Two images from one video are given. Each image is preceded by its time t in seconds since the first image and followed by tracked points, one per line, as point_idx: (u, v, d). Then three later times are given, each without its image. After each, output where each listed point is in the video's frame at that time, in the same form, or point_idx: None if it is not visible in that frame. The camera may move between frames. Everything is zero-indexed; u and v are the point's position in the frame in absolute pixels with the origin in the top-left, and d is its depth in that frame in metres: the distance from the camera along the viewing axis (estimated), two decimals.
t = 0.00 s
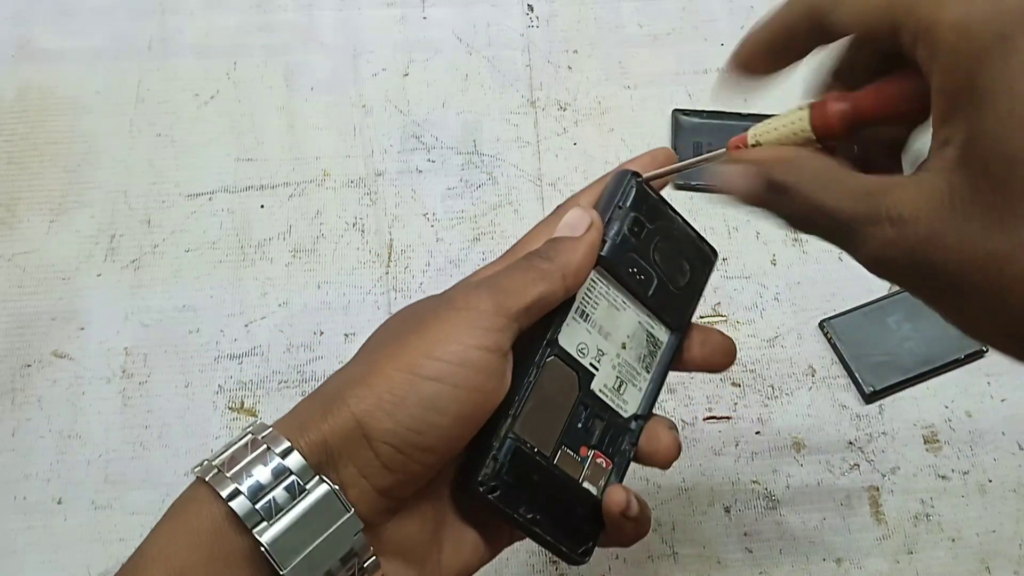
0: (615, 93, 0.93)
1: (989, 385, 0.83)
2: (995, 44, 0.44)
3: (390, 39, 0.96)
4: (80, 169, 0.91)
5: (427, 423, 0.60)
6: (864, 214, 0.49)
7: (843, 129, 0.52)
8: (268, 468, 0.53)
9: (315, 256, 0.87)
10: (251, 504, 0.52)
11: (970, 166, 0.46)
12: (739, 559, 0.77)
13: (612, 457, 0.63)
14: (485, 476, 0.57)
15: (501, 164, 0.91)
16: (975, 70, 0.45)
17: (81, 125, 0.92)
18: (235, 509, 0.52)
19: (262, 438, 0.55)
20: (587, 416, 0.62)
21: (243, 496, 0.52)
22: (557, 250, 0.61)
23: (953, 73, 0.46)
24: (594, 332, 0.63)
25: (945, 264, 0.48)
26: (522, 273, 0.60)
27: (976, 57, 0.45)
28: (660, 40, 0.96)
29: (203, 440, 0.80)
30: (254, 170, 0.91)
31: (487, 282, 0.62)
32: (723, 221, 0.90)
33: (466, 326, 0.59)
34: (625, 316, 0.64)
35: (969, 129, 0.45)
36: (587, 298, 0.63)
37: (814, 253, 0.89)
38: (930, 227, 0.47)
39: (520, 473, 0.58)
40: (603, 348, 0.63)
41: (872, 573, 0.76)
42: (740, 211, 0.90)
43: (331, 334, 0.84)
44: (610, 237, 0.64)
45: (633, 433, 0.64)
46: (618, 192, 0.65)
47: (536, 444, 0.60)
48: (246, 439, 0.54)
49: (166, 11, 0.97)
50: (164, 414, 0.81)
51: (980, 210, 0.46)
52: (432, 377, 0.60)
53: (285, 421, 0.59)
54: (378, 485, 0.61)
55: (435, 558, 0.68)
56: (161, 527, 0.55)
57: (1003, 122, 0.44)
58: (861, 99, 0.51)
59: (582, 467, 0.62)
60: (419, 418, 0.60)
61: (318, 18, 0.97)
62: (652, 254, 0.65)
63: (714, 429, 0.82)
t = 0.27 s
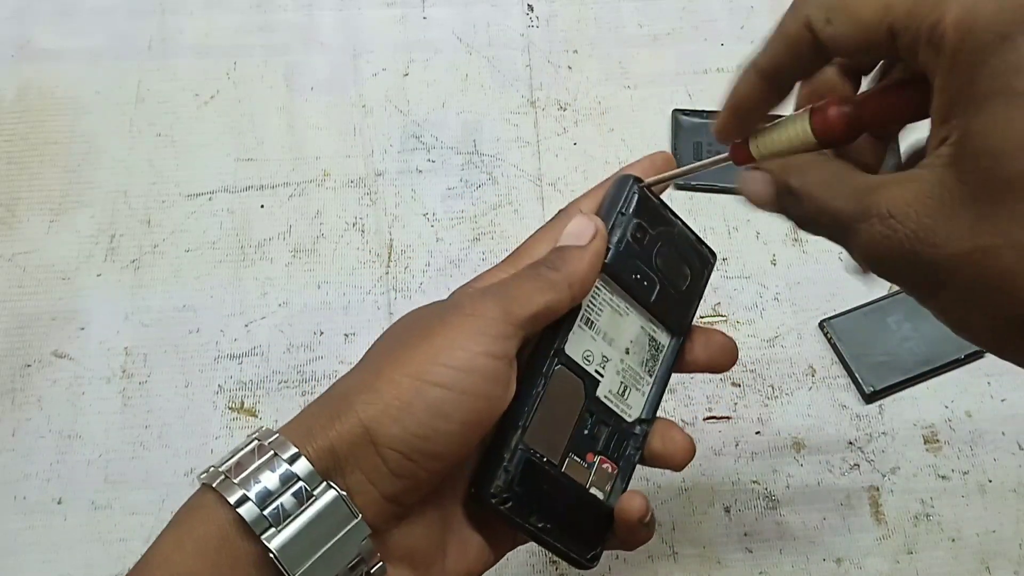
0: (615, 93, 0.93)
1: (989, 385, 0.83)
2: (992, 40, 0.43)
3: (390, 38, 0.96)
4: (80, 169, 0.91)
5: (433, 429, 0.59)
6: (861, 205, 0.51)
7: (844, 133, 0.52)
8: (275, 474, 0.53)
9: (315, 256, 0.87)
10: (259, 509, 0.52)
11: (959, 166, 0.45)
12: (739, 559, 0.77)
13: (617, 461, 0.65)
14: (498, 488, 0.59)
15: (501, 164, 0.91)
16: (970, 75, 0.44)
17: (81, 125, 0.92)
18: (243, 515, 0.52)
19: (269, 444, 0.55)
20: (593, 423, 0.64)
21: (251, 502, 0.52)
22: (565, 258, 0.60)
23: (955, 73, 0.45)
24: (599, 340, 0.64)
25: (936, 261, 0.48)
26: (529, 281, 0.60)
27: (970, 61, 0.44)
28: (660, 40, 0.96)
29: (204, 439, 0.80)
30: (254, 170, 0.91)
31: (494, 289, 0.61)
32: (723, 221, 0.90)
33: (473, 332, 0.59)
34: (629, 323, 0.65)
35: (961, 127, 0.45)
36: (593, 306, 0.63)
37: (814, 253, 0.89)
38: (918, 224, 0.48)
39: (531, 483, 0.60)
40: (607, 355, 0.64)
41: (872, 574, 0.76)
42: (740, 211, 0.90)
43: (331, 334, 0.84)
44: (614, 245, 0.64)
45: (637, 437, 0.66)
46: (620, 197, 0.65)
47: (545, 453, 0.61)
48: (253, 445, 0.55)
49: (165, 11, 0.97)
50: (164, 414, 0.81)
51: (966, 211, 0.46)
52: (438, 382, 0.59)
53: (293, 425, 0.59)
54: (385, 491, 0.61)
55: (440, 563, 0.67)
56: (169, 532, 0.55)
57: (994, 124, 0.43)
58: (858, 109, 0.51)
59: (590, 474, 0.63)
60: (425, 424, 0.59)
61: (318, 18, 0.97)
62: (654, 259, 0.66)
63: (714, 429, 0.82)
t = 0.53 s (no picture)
0: (615, 93, 0.93)
1: (989, 386, 0.83)
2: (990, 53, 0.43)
3: (390, 38, 0.96)
4: (80, 169, 0.91)
5: (421, 421, 0.59)
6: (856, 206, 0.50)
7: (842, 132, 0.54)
8: (261, 465, 0.53)
9: (315, 256, 0.87)
10: (246, 500, 0.52)
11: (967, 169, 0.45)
12: (739, 559, 0.77)
13: (604, 451, 0.66)
14: (488, 485, 0.60)
15: (501, 164, 0.91)
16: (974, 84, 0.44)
17: (81, 125, 0.92)
18: (229, 506, 0.52)
19: (256, 435, 0.55)
20: (581, 413, 0.65)
21: (237, 493, 0.52)
22: (554, 253, 0.60)
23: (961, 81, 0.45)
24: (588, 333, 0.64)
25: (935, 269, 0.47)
26: (518, 275, 0.60)
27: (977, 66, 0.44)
28: (660, 40, 0.96)
29: (204, 439, 0.80)
30: (254, 170, 0.91)
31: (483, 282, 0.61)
32: (723, 221, 0.90)
33: (461, 325, 0.59)
34: (617, 315, 0.66)
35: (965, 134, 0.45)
36: (582, 300, 0.64)
37: (814, 253, 0.89)
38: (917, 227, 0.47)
39: (521, 478, 0.61)
40: (596, 347, 0.65)
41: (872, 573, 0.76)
42: (740, 211, 0.90)
43: (331, 334, 0.84)
44: (604, 237, 0.64)
45: (623, 426, 0.67)
46: (608, 189, 0.66)
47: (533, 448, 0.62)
48: (239, 436, 0.55)
49: (165, 11, 0.97)
50: (164, 414, 0.81)
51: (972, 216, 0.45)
52: (426, 375, 0.59)
53: (280, 416, 0.59)
54: (370, 483, 0.61)
55: (427, 553, 0.68)
56: (154, 524, 0.54)
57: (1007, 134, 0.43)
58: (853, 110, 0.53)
59: (576, 464, 0.64)
60: (413, 416, 0.59)
61: (318, 18, 0.97)
62: (644, 252, 0.66)
63: (714, 429, 0.82)
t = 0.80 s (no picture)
0: (615, 93, 0.93)
1: (989, 386, 0.83)
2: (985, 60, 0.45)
3: (390, 38, 0.96)
4: (80, 169, 0.91)
5: (423, 416, 0.59)
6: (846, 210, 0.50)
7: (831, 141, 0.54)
8: (263, 462, 0.54)
9: (315, 257, 0.87)
10: (248, 497, 0.53)
11: (957, 174, 0.46)
12: (739, 559, 0.77)
13: (602, 442, 0.67)
14: (490, 482, 0.61)
15: (501, 164, 0.91)
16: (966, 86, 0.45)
17: (81, 125, 0.92)
18: (233, 503, 0.52)
19: (257, 432, 0.55)
20: (578, 407, 0.65)
21: (240, 490, 0.53)
22: (550, 249, 0.61)
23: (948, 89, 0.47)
24: (583, 326, 0.65)
25: (930, 270, 0.48)
26: (516, 271, 0.60)
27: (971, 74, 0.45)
28: (660, 40, 0.96)
29: (204, 440, 0.80)
30: (254, 170, 0.91)
31: (479, 277, 0.61)
32: (723, 221, 0.90)
33: (460, 319, 0.59)
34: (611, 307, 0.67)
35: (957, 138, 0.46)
36: (576, 294, 0.65)
37: (814, 253, 0.89)
38: (911, 229, 0.47)
39: (522, 475, 0.62)
40: (592, 340, 0.66)
41: (872, 574, 0.76)
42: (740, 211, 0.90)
43: (332, 334, 0.84)
44: (596, 231, 0.66)
45: (621, 417, 0.68)
46: (600, 183, 0.66)
47: (534, 443, 0.63)
48: (240, 433, 0.55)
49: (165, 11, 0.97)
50: (164, 414, 0.81)
51: (964, 217, 0.45)
52: (427, 370, 0.59)
53: (278, 414, 0.59)
54: (374, 479, 0.61)
55: (428, 547, 0.68)
56: (157, 521, 0.55)
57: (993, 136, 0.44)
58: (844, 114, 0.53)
59: (576, 456, 0.65)
60: (415, 412, 0.59)
61: (318, 18, 0.97)
62: (636, 242, 0.67)
63: (714, 429, 0.82)
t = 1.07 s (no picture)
0: (615, 93, 0.93)
1: (990, 386, 0.83)
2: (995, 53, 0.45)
3: (391, 38, 0.96)
4: (80, 169, 0.91)
5: (432, 417, 0.59)
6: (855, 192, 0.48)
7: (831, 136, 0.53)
8: (275, 461, 0.54)
9: (315, 256, 0.87)
10: (260, 496, 0.53)
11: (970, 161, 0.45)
12: (739, 558, 0.77)
13: (615, 437, 0.67)
14: (506, 485, 0.61)
15: (501, 164, 0.91)
16: (985, 70, 0.46)
17: (81, 125, 0.92)
18: (245, 502, 0.53)
19: (268, 432, 0.55)
20: (589, 405, 0.66)
21: (252, 489, 0.53)
22: (557, 252, 0.60)
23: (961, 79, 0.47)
24: (591, 326, 0.66)
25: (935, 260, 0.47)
26: (523, 274, 0.60)
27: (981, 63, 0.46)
28: (660, 40, 0.96)
29: (203, 440, 0.80)
30: (254, 170, 0.91)
31: (486, 280, 0.62)
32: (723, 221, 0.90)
33: (468, 322, 0.60)
34: (618, 305, 0.67)
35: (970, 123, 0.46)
36: (582, 295, 0.65)
37: (814, 253, 0.89)
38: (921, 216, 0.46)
39: (537, 477, 0.62)
40: (599, 339, 0.66)
41: (871, 574, 0.76)
42: (740, 211, 0.90)
43: (331, 334, 0.84)
44: (600, 232, 0.66)
45: (632, 412, 0.68)
46: (603, 184, 0.67)
47: (547, 444, 0.63)
48: (252, 433, 0.55)
49: (165, 11, 0.97)
50: (164, 414, 0.81)
51: (978, 204, 0.45)
52: (436, 371, 0.59)
53: (287, 415, 0.59)
54: (384, 480, 0.60)
55: (436, 547, 0.68)
56: (169, 521, 0.55)
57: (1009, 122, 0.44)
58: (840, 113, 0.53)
59: (589, 454, 0.65)
60: (425, 412, 0.59)
61: (318, 18, 0.97)
62: (640, 241, 0.68)
63: (714, 429, 0.82)
